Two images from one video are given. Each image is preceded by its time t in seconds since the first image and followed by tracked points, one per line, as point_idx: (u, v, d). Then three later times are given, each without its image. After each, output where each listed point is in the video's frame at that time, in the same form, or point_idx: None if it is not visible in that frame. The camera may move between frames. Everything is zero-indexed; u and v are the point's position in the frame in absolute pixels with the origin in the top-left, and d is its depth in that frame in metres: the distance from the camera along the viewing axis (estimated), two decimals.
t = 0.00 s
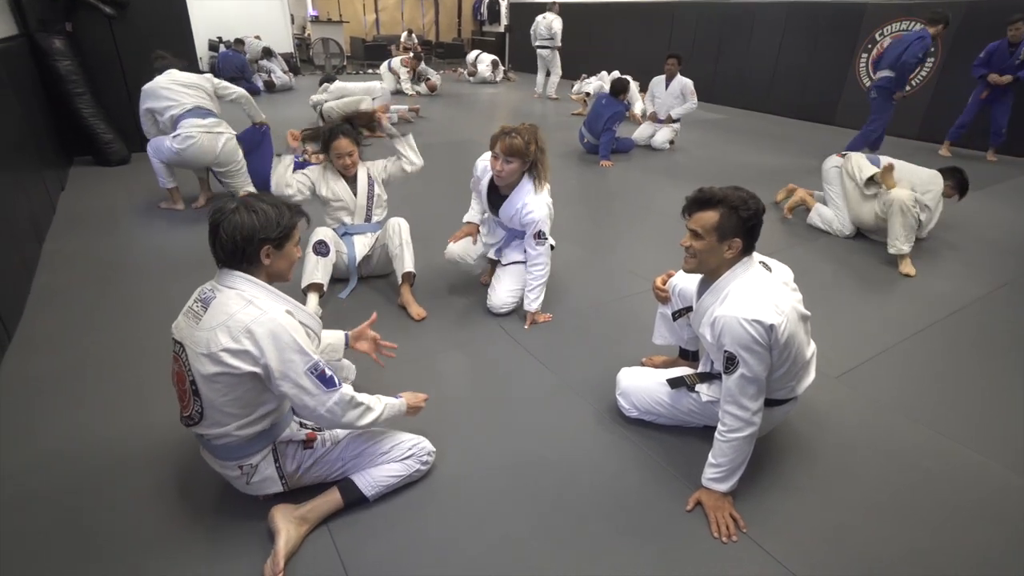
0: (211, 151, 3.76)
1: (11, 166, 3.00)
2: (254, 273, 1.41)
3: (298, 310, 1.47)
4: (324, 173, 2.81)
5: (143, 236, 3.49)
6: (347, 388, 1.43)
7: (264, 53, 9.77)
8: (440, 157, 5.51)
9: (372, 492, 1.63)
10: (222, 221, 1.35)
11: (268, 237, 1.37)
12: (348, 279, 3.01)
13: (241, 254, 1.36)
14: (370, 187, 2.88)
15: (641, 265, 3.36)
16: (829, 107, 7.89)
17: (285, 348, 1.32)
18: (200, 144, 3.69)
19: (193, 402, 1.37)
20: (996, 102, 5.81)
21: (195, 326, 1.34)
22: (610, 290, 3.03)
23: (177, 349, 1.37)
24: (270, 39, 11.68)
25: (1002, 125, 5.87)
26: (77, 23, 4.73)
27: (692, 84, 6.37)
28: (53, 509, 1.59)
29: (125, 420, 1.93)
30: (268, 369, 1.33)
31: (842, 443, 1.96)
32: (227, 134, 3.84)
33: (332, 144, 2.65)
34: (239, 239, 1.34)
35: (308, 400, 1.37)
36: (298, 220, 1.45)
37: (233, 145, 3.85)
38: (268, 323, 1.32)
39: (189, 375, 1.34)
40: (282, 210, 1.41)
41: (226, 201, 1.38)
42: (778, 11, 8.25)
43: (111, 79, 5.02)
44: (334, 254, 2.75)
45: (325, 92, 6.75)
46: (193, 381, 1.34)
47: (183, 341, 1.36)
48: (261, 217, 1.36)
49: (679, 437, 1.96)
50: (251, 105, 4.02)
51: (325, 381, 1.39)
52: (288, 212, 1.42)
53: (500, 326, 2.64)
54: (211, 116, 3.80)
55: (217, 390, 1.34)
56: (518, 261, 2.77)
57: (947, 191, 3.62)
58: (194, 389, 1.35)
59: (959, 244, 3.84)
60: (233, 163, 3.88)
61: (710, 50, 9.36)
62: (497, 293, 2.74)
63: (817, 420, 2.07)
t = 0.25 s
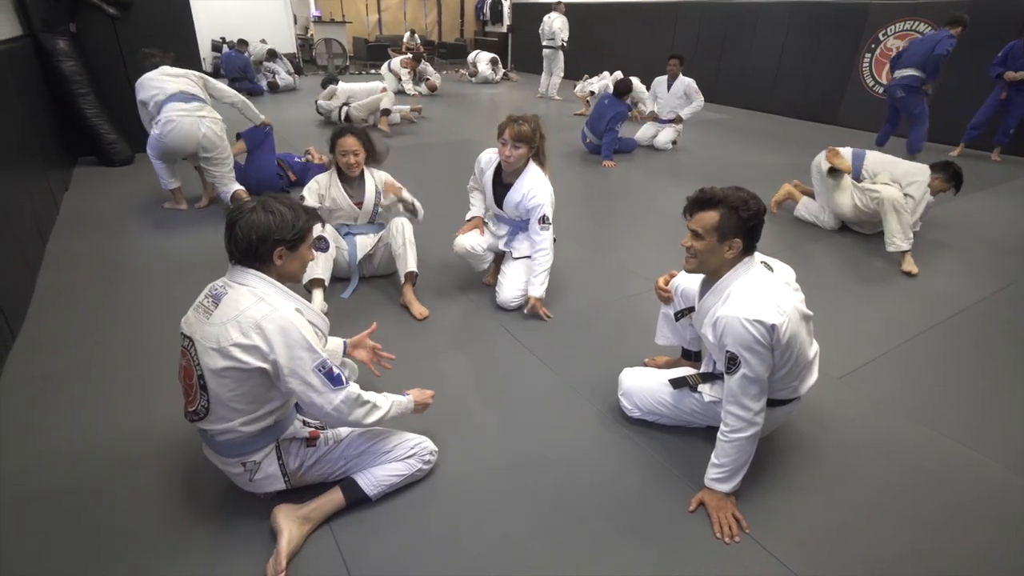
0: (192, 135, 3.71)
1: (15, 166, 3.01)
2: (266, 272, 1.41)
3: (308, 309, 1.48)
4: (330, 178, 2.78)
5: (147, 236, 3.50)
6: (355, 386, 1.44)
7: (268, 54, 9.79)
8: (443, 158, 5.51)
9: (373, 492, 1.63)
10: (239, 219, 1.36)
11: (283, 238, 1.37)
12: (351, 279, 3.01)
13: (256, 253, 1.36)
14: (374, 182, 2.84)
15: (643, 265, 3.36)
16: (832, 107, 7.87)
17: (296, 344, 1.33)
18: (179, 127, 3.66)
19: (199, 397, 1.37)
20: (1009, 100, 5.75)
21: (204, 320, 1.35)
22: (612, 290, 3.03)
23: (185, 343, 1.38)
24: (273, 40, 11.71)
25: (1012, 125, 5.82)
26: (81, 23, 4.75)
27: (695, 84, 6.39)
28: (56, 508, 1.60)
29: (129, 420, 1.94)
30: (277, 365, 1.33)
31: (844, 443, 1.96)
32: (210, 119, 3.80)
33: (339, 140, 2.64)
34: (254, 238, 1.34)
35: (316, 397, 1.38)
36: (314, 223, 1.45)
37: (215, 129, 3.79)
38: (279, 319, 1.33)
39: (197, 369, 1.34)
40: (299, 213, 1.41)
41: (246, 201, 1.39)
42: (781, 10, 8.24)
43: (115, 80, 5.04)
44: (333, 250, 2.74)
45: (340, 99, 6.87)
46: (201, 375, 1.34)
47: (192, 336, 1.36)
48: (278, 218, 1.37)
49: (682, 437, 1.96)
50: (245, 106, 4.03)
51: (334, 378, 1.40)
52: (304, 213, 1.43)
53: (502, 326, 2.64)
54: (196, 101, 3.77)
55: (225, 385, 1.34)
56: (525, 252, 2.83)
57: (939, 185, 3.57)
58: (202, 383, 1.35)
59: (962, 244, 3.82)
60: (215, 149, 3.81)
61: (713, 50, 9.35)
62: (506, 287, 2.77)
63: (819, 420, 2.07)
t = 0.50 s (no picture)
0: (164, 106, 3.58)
1: (18, 167, 3.02)
2: (273, 272, 1.41)
3: (314, 310, 1.49)
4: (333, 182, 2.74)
5: (149, 236, 3.51)
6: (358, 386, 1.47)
7: (270, 54, 9.80)
8: (444, 159, 5.53)
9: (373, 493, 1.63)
10: (250, 219, 1.35)
11: (294, 238, 1.38)
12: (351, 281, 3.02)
13: (266, 254, 1.36)
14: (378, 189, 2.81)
15: (645, 266, 3.36)
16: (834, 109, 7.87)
17: (303, 346, 1.35)
18: (149, 96, 3.54)
19: (204, 396, 1.37)
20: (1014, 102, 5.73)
21: (211, 320, 1.35)
22: (613, 291, 3.03)
23: (191, 342, 1.38)
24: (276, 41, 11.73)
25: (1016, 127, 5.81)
26: (84, 24, 4.76)
27: (696, 86, 6.39)
28: (57, 508, 1.60)
29: (131, 419, 1.95)
30: (284, 366, 1.34)
31: (845, 445, 1.95)
32: (188, 93, 3.63)
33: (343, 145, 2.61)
34: (266, 239, 1.34)
35: (321, 397, 1.40)
36: (323, 225, 1.46)
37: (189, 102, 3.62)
38: (288, 321, 1.34)
39: (203, 368, 1.34)
40: (309, 215, 1.42)
41: (255, 200, 1.38)
42: (783, 12, 8.25)
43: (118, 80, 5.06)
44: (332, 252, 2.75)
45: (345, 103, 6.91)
46: (207, 374, 1.34)
47: (198, 335, 1.35)
48: (290, 219, 1.37)
49: (682, 439, 1.96)
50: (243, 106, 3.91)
51: (338, 379, 1.41)
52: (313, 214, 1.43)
53: (504, 327, 2.65)
54: (178, 73, 3.63)
55: (231, 384, 1.35)
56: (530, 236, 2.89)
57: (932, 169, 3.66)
58: (207, 382, 1.35)
59: (963, 246, 3.83)
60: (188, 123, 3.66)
61: (715, 52, 9.36)
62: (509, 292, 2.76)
63: (820, 421, 2.07)
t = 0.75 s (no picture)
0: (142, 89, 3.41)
1: (20, 167, 3.02)
2: (280, 274, 1.42)
3: (320, 311, 1.49)
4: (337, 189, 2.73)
5: (150, 237, 3.52)
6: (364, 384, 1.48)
7: (269, 55, 9.81)
8: (445, 160, 5.53)
9: (373, 493, 1.63)
10: (258, 221, 1.35)
11: (300, 241, 1.37)
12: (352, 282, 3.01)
13: (274, 256, 1.36)
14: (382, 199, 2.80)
15: (645, 267, 3.36)
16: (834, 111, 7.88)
17: (312, 345, 1.35)
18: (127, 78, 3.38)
19: (208, 395, 1.37)
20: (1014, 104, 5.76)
21: (217, 319, 1.35)
22: (614, 292, 3.04)
23: (195, 340, 1.37)
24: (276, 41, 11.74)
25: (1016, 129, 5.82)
26: (85, 24, 4.76)
27: (696, 88, 6.39)
28: (56, 509, 1.60)
29: (132, 419, 1.95)
30: (292, 365, 1.35)
31: (845, 446, 1.96)
32: (171, 77, 3.45)
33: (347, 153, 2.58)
34: (273, 241, 1.34)
35: (328, 396, 1.41)
36: (330, 227, 1.45)
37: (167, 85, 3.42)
38: (296, 320, 1.34)
39: (208, 367, 1.34)
40: (316, 217, 1.41)
41: (261, 202, 1.38)
42: (783, 14, 8.26)
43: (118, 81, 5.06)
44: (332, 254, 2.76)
45: (343, 104, 6.90)
46: (212, 373, 1.34)
47: (204, 334, 1.35)
48: (296, 221, 1.37)
49: (683, 440, 1.96)
50: (240, 103, 3.78)
51: (345, 377, 1.43)
52: (320, 216, 1.43)
53: (504, 328, 2.65)
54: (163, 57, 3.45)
55: (237, 383, 1.35)
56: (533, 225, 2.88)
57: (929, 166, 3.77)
58: (212, 381, 1.34)
59: (963, 247, 3.83)
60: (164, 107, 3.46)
61: (715, 54, 9.36)
62: (509, 293, 2.77)
63: (820, 422, 2.07)
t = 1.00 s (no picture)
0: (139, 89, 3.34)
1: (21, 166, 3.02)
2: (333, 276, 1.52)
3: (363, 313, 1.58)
4: (338, 192, 2.73)
5: (151, 236, 3.52)
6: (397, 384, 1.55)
7: (269, 54, 9.80)
8: (445, 159, 5.53)
9: (374, 490, 1.63)
10: (317, 226, 1.48)
11: (353, 246, 1.49)
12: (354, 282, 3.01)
13: (327, 258, 1.48)
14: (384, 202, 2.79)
15: (646, 267, 3.36)
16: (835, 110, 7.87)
17: (355, 339, 1.42)
18: (124, 77, 3.33)
19: (245, 368, 1.41)
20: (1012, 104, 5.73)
21: (271, 300, 1.43)
22: (614, 291, 3.04)
23: (244, 317, 1.45)
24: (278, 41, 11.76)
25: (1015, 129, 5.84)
26: (86, 24, 4.77)
27: (695, 89, 6.35)
28: (58, 509, 1.60)
29: (133, 419, 1.95)
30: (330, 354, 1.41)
31: (846, 446, 1.95)
32: (167, 78, 3.39)
33: (348, 158, 2.58)
34: (329, 243, 1.46)
35: (362, 390, 1.46)
36: (381, 239, 1.56)
37: (162, 86, 3.35)
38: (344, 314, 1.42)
39: (253, 341, 1.40)
40: (368, 225, 1.53)
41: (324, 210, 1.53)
42: (784, 13, 8.25)
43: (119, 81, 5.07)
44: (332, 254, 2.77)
45: (342, 102, 6.87)
46: (255, 347, 1.40)
47: (255, 312, 1.43)
48: (350, 227, 1.48)
49: (684, 439, 1.96)
50: (247, 101, 3.76)
51: (382, 374, 1.49)
52: (374, 228, 1.54)
53: (504, 327, 2.64)
54: (162, 57, 3.42)
55: (277, 360, 1.40)
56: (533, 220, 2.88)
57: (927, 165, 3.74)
58: (253, 355, 1.40)
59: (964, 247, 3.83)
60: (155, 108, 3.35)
61: (717, 53, 9.35)
62: (511, 292, 2.76)
63: (820, 422, 2.07)
